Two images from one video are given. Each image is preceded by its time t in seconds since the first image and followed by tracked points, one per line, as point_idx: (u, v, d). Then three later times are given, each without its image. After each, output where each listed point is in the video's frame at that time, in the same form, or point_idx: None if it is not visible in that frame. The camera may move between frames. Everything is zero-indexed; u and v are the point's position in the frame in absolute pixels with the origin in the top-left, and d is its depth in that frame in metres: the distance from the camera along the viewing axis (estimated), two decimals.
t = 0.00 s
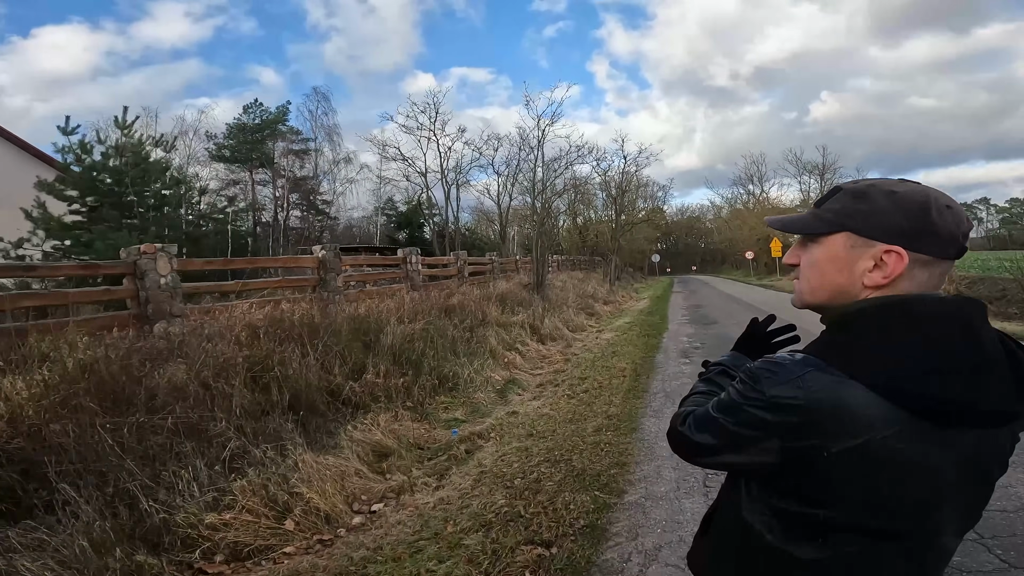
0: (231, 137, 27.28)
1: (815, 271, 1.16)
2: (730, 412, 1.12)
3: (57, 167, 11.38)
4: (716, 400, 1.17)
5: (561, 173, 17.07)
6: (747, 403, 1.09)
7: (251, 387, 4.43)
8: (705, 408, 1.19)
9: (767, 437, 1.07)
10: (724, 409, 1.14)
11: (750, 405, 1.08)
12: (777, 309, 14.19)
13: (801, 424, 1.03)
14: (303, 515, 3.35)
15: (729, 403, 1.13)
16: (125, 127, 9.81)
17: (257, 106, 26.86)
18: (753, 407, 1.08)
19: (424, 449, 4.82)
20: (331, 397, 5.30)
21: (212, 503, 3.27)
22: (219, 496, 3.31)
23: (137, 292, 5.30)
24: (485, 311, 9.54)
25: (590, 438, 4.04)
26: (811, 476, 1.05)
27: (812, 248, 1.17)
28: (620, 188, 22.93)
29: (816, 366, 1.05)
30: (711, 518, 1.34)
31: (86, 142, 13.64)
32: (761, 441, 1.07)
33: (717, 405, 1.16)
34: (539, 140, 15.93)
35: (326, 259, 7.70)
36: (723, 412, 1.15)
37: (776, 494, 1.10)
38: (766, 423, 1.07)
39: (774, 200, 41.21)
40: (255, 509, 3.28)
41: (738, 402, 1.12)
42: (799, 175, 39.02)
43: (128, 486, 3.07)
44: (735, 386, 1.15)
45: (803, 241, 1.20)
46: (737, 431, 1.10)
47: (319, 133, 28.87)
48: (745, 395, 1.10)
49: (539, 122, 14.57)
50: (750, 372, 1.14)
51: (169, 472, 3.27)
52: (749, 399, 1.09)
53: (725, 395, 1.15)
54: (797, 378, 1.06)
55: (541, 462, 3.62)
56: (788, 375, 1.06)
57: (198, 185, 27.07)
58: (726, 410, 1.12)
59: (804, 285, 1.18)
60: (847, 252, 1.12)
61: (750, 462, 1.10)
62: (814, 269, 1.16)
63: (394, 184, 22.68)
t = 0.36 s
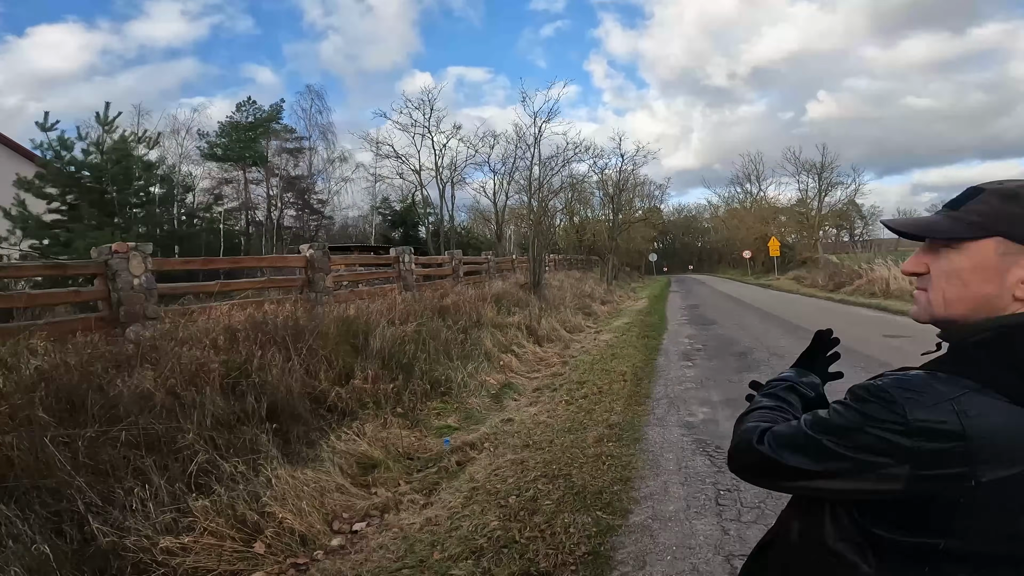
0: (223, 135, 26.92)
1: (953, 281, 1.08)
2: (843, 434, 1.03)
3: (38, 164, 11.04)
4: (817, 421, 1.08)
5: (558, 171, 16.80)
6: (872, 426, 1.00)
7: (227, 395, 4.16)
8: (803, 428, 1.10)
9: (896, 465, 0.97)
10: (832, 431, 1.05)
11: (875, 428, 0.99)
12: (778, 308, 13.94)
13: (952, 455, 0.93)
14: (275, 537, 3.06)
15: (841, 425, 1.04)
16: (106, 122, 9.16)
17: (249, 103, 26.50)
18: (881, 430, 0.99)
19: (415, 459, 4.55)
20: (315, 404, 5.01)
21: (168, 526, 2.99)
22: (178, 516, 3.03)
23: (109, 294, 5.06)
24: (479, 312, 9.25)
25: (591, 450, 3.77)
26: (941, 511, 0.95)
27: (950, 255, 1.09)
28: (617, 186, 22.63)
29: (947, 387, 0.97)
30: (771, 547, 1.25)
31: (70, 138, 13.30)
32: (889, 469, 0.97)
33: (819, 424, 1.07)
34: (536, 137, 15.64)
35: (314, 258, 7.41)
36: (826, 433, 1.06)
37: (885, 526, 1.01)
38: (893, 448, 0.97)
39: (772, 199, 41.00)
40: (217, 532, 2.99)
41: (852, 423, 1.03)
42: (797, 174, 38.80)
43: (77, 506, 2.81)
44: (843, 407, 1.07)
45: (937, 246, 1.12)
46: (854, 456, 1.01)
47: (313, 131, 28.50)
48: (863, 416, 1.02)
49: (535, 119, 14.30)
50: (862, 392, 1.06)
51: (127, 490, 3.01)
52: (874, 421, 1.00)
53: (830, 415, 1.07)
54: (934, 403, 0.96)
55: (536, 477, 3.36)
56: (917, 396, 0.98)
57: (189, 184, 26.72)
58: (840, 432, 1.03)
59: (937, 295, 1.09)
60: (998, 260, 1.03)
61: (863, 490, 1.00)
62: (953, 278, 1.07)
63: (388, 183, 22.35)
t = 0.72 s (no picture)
0: (218, 133, 26.64)
1: None
2: (963, 413, 1.01)
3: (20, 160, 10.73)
4: (914, 408, 1.09)
5: (557, 168, 16.52)
6: (1002, 398, 0.97)
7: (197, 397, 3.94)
8: (898, 421, 1.10)
9: None
10: (945, 413, 1.04)
11: (1008, 401, 0.97)
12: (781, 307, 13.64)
13: None
14: (232, 552, 2.84)
15: (957, 405, 1.03)
16: (90, 115, 8.85)
17: (245, 101, 26.21)
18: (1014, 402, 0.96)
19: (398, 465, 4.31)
20: (295, 407, 4.77)
21: (109, 539, 2.77)
22: (120, 528, 2.81)
23: (78, 291, 4.81)
24: (474, 311, 8.97)
25: (583, 458, 3.54)
26: None
27: None
28: (617, 184, 22.30)
29: None
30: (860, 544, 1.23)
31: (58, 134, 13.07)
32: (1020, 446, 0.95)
33: (926, 410, 1.06)
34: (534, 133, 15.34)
35: (301, 254, 7.15)
36: (937, 416, 1.05)
37: (1014, 515, 0.97)
38: None
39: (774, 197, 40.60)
40: (166, 547, 2.78)
41: (969, 401, 1.02)
42: (799, 172, 38.41)
43: (11, 517, 2.56)
44: (944, 387, 1.07)
45: None
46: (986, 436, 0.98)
47: (311, 129, 28.18)
48: (983, 391, 1.01)
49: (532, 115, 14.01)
50: (962, 369, 1.07)
51: (73, 498, 2.79)
52: (1003, 393, 0.98)
53: (929, 398, 1.07)
54: None
55: (523, 489, 3.13)
56: None
57: (184, 182, 26.45)
58: (958, 411, 1.02)
59: None
60: None
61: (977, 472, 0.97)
62: None
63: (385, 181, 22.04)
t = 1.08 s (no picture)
0: (216, 131, 26.40)
1: None
2: (970, 450, 0.85)
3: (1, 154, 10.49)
4: (911, 450, 0.94)
5: (557, 168, 16.28)
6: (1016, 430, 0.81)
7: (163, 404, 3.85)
8: (890, 466, 0.95)
9: None
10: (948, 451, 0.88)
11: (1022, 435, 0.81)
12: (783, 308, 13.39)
13: None
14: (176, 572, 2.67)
15: (963, 443, 0.87)
16: (73, 113, 8.61)
17: (242, 99, 25.97)
18: None
19: (378, 477, 4.06)
20: (270, 414, 4.55)
21: (34, 558, 2.61)
22: (49, 545, 2.66)
23: (43, 292, 4.59)
24: (467, 311, 8.72)
25: (571, 475, 3.30)
26: None
27: None
28: (617, 183, 22.04)
29: None
30: None
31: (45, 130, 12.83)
32: None
33: (925, 450, 0.91)
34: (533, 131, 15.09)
35: (287, 254, 6.91)
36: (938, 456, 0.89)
37: None
38: None
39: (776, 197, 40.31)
40: (97, 567, 2.61)
41: (979, 437, 0.86)
42: (801, 172, 38.13)
43: None
44: (951, 426, 0.92)
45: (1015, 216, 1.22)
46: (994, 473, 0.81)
47: (309, 127, 27.96)
48: (996, 425, 0.85)
49: (531, 113, 13.77)
50: (973, 407, 0.92)
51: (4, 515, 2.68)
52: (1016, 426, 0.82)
53: (930, 438, 0.93)
54: None
55: (503, 510, 2.91)
56: None
57: (180, 180, 26.21)
58: (961, 447, 0.86)
59: None
60: None
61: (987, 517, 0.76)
62: None
63: (382, 180, 21.82)
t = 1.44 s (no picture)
0: (212, 130, 26.16)
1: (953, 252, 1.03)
2: (826, 477, 0.89)
3: None
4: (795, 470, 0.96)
5: (556, 167, 16.08)
6: (859, 460, 0.85)
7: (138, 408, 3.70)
8: (775, 486, 0.99)
9: (900, 510, 0.81)
10: (813, 476, 0.91)
11: (865, 464, 0.84)
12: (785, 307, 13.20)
13: (976, 492, 0.76)
14: None
15: (823, 468, 0.90)
16: (61, 111, 8.43)
17: (239, 97, 25.72)
18: (869, 466, 0.84)
19: (367, 485, 3.89)
20: (255, 419, 4.38)
21: None
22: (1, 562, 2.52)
23: (19, 293, 4.41)
24: (463, 312, 8.54)
25: (567, 486, 3.13)
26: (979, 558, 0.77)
27: (949, 220, 1.04)
28: (617, 181, 21.86)
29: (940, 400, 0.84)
30: None
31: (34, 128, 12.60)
32: (893, 515, 0.81)
33: (799, 474, 0.94)
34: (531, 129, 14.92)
35: (277, 253, 6.73)
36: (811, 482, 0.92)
37: None
38: (887, 489, 0.82)
39: (776, 195, 40.14)
40: None
41: (834, 464, 0.90)
42: (801, 170, 37.97)
43: None
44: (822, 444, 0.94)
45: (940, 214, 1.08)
46: (844, 503, 0.86)
47: (306, 126, 27.76)
48: (846, 452, 0.88)
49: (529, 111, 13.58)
50: (839, 426, 0.93)
51: None
52: (860, 455, 0.86)
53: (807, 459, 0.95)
54: (932, 420, 0.82)
55: (495, 525, 2.75)
56: (900, 413, 0.85)
57: (176, 179, 25.96)
58: (820, 474, 0.89)
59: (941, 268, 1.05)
60: (997, 221, 0.96)
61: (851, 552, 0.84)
62: (952, 243, 1.01)
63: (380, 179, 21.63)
